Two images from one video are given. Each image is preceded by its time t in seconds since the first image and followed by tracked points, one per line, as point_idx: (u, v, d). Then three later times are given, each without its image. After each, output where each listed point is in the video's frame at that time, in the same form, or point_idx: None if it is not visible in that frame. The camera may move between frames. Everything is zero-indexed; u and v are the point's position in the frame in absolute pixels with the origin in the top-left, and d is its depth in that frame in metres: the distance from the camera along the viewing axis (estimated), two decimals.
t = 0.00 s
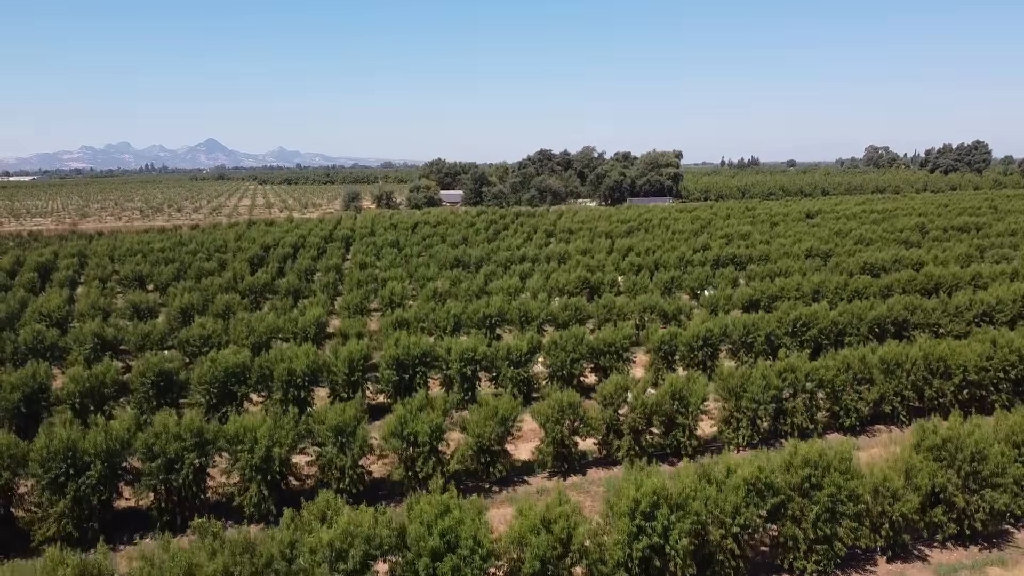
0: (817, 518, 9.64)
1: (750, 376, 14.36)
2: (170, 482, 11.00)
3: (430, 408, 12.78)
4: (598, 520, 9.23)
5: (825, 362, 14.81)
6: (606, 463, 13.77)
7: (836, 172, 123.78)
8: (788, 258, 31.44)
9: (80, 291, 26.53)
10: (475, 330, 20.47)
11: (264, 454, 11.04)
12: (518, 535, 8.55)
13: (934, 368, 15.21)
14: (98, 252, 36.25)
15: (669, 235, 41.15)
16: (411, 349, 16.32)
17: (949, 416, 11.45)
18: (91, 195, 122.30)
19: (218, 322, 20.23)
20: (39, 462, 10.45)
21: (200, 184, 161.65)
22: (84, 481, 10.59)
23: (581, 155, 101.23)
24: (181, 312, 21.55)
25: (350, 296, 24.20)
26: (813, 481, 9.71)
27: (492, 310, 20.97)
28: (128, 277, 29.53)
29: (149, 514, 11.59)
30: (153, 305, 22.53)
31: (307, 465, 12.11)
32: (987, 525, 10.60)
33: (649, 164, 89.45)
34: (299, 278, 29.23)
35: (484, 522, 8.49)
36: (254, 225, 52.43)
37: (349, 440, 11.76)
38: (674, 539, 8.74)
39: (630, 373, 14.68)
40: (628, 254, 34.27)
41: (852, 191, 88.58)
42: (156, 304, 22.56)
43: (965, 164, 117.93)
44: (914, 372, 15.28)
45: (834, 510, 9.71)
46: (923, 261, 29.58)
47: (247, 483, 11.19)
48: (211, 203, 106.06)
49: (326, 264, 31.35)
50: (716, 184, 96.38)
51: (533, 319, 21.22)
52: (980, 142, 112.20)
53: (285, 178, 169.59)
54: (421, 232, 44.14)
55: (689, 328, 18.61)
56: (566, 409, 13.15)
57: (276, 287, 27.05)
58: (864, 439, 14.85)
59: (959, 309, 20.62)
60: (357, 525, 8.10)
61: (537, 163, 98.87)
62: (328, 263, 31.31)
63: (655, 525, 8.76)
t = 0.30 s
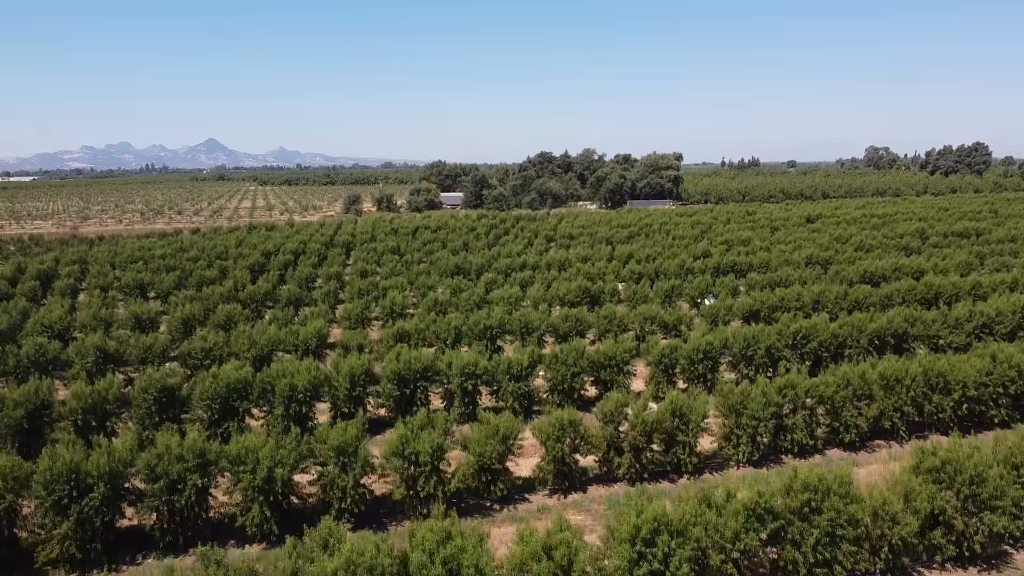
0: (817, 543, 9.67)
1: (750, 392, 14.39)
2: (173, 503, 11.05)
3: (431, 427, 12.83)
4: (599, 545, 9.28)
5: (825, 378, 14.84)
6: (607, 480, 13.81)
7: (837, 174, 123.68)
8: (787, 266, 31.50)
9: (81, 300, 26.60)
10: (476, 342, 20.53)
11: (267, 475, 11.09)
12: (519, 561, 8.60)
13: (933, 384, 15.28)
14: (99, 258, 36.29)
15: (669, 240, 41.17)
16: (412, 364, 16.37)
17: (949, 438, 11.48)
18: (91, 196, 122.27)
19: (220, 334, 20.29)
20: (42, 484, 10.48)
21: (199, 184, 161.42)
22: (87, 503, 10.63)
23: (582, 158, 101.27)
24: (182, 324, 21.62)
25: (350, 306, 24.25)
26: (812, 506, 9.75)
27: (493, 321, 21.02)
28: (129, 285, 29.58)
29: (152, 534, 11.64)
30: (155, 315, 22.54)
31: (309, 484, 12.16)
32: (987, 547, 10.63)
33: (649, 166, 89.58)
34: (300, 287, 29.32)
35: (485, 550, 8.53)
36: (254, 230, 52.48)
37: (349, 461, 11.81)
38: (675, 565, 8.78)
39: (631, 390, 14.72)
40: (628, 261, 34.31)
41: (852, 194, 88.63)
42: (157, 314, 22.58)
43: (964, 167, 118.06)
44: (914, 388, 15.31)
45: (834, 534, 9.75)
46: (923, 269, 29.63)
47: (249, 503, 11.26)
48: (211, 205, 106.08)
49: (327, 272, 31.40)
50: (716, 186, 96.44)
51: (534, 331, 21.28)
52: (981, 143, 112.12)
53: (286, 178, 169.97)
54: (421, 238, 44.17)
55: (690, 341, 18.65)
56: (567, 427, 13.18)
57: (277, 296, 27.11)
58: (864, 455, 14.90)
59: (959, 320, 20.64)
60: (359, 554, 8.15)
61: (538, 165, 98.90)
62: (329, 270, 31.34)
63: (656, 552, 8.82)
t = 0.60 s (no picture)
0: (816, 566, 9.73)
1: (749, 409, 14.45)
2: (175, 523, 11.11)
3: (433, 445, 12.89)
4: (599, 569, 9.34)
5: (824, 394, 14.89)
6: (607, 496, 13.88)
7: (836, 176, 123.78)
8: (787, 274, 31.58)
9: (82, 310, 26.67)
10: (476, 353, 20.61)
11: (269, 495, 11.17)
12: None
13: (933, 399, 15.34)
14: (99, 265, 36.34)
15: (669, 246, 41.23)
16: (413, 378, 16.42)
17: (949, 459, 11.51)
18: (91, 198, 122.26)
19: (221, 346, 20.36)
20: (45, 506, 10.54)
21: (199, 185, 161.59)
22: (90, 524, 10.69)
23: (582, 160, 101.35)
24: (183, 335, 21.70)
25: (351, 316, 24.33)
26: (812, 530, 9.79)
27: (494, 332, 21.08)
28: (130, 293, 29.64)
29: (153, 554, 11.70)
30: (155, 325, 22.59)
31: (311, 502, 12.23)
32: (985, 569, 10.68)
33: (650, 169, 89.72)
34: (301, 295, 29.41)
35: None
36: (255, 234, 52.51)
37: (351, 480, 11.88)
38: None
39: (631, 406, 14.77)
40: (628, 268, 34.37)
41: (852, 197, 88.71)
42: (157, 325, 22.64)
43: (964, 169, 118.15)
44: (914, 403, 15.36)
45: (833, 558, 9.78)
46: (922, 277, 29.68)
47: (251, 523, 11.33)
48: (212, 207, 106.15)
49: (327, 280, 31.48)
50: (717, 188, 96.47)
51: (534, 342, 21.33)
52: (981, 145, 112.14)
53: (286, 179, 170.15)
54: (422, 243, 44.17)
55: (690, 354, 18.72)
56: (568, 445, 13.23)
57: (278, 305, 27.19)
58: (863, 470, 14.95)
59: (959, 332, 20.69)
60: None
61: (538, 168, 98.98)
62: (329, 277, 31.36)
63: None
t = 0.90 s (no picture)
0: None
1: (749, 425, 14.49)
2: (177, 544, 11.18)
3: (433, 464, 12.95)
4: None
5: (824, 410, 14.93)
6: (607, 513, 13.94)
7: (836, 177, 123.85)
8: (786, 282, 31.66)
9: (84, 319, 26.78)
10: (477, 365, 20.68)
11: (270, 516, 11.23)
12: None
13: (932, 415, 15.39)
14: (100, 271, 36.42)
15: (669, 252, 41.29)
16: (414, 393, 16.47)
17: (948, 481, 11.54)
18: (90, 200, 122.11)
19: (222, 358, 20.43)
20: (48, 528, 10.60)
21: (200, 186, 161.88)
22: (92, 546, 10.76)
23: (582, 163, 101.45)
24: (184, 345, 21.78)
25: (352, 326, 24.38)
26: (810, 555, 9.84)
27: (493, 343, 21.13)
28: (131, 301, 29.72)
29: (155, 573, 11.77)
30: (156, 336, 22.65)
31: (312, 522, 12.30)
32: None
33: (650, 171, 89.84)
34: (302, 304, 29.50)
35: None
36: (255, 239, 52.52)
37: (352, 500, 11.94)
38: None
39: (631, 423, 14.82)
40: (628, 276, 34.44)
41: (852, 200, 88.79)
42: (159, 335, 22.72)
43: (964, 171, 118.25)
44: (913, 419, 15.40)
45: None
46: (922, 286, 29.73)
47: (252, 544, 11.39)
48: (212, 209, 106.22)
49: (328, 287, 31.56)
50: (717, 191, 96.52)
51: (534, 353, 21.38)
52: (981, 146, 111.36)
53: (286, 180, 170.20)
54: (422, 249, 44.19)
55: (690, 368, 18.77)
56: (569, 463, 13.29)
57: (278, 314, 27.26)
58: (863, 486, 15.00)
59: (959, 343, 20.72)
60: None
61: (538, 170, 99.12)
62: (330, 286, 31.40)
63: None
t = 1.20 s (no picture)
0: None
1: (749, 443, 14.55)
2: (180, 567, 11.26)
3: (434, 483, 13.02)
4: None
5: (823, 427, 15.00)
6: (608, 531, 13.98)
7: (836, 179, 123.83)
8: (786, 291, 31.77)
9: (85, 329, 26.82)
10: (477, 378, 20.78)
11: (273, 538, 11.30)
12: None
13: (930, 431, 15.46)
14: (101, 278, 36.47)
15: (669, 259, 41.32)
16: (415, 408, 16.56)
17: (948, 503, 11.59)
18: (91, 202, 122.15)
19: (224, 371, 20.51)
20: (51, 552, 10.67)
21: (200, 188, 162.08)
22: (95, 570, 10.81)
23: (582, 166, 101.63)
24: (185, 357, 21.84)
25: (353, 337, 24.44)
26: None
27: (494, 356, 21.20)
28: (132, 310, 29.76)
29: None
30: (157, 347, 22.69)
31: (314, 543, 12.36)
32: None
33: (650, 174, 89.98)
34: (303, 314, 29.59)
35: None
36: (255, 244, 52.51)
37: (353, 522, 11.98)
38: None
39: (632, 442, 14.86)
40: (628, 283, 34.50)
41: (852, 203, 88.91)
42: (160, 347, 22.77)
43: (964, 172, 118.42)
44: (912, 436, 15.46)
45: None
46: (922, 295, 29.77)
47: (254, 565, 11.46)
48: (212, 212, 106.29)
49: (329, 296, 31.63)
50: (717, 193, 96.52)
51: (535, 365, 21.44)
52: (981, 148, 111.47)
53: (286, 181, 170.62)
54: (423, 255, 44.21)
55: (690, 383, 18.85)
56: (569, 482, 13.37)
57: (279, 323, 27.31)
58: (862, 503, 15.03)
59: (958, 356, 20.74)
60: None
61: (538, 173, 99.21)
62: (331, 294, 31.44)
63: None
